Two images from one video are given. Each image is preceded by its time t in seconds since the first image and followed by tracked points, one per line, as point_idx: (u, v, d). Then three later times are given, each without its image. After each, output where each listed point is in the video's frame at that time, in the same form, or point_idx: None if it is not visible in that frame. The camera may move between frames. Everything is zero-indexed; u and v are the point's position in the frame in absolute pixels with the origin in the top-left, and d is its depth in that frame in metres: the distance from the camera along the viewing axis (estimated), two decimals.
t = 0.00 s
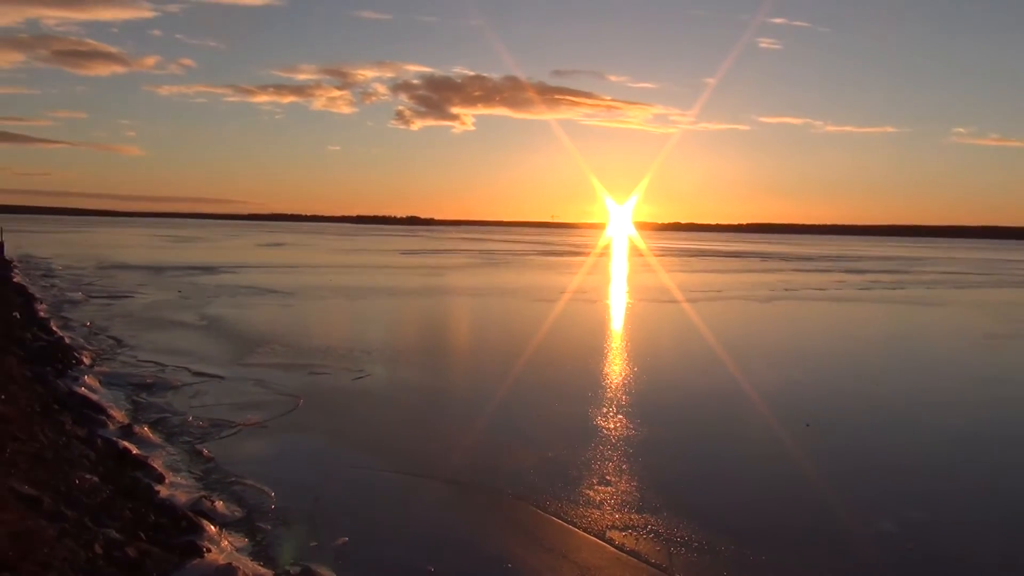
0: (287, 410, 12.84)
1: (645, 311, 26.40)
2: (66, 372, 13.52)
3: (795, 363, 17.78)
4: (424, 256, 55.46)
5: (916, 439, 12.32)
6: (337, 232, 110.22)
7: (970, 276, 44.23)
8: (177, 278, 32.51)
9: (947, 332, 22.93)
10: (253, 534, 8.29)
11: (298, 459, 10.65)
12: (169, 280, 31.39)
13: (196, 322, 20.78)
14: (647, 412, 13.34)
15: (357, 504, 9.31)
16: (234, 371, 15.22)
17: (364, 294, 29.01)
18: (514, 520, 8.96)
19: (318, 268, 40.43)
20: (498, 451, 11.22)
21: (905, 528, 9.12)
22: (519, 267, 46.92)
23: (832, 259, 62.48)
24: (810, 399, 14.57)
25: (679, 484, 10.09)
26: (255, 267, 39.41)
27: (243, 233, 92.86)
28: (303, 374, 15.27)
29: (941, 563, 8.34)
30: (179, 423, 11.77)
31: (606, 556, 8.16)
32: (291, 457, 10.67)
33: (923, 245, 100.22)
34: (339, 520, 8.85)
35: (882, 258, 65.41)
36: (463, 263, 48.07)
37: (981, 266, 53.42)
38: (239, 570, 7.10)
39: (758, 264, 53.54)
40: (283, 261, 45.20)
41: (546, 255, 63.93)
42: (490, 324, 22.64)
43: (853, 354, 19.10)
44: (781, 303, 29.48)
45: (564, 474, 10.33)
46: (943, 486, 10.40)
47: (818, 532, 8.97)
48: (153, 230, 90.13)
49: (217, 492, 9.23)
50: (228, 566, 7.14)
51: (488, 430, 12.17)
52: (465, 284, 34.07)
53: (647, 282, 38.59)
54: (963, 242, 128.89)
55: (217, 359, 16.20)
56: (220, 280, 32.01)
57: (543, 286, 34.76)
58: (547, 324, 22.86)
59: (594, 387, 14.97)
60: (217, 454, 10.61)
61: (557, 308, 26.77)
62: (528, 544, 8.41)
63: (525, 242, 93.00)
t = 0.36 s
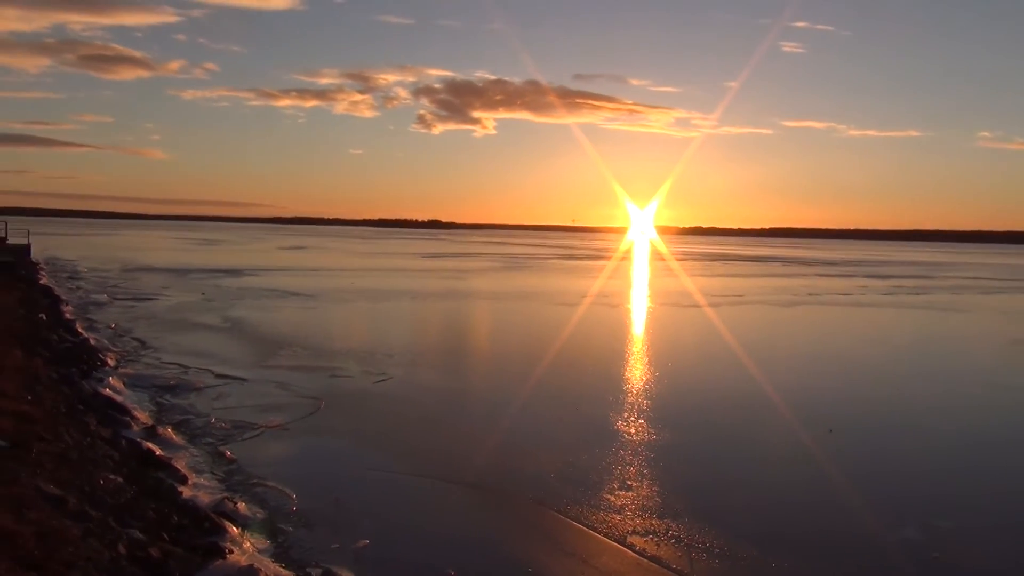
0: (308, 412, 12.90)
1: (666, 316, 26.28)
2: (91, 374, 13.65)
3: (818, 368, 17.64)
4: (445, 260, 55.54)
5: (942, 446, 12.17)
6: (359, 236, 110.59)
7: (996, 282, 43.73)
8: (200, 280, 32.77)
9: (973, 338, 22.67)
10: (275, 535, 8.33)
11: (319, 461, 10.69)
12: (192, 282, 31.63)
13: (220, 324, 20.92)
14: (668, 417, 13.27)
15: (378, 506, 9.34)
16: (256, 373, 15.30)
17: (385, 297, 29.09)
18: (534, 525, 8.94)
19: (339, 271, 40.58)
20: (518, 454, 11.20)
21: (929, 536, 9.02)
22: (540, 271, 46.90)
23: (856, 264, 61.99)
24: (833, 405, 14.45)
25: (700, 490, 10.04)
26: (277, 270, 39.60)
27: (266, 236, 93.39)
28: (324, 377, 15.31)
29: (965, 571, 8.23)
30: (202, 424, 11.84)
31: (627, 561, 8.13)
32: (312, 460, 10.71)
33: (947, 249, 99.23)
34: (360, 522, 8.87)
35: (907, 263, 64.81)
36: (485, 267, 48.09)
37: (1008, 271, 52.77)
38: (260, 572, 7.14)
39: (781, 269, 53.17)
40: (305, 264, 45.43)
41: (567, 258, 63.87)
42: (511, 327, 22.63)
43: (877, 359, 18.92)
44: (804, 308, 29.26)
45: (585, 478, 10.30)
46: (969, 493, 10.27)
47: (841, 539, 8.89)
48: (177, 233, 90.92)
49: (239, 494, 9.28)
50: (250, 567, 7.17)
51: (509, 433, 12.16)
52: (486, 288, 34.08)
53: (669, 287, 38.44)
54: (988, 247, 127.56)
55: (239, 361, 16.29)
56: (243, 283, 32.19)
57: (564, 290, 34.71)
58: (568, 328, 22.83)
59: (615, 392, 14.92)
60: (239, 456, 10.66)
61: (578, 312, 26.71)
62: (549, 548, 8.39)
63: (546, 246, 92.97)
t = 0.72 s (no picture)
0: (333, 415, 12.95)
1: (692, 321, 26.14)
2: (119, 375, 13.80)
3: (846, 375, 17.46)
4: (470, 263, 55.63)
5: (972, 454, 11.99)
6: (385, 239, 111.02)
7: None
8: (227, 283, 33.03)
9: (1005, 345, 22.34)
10: (300, 537, 8.37)
11: (344, 464, 10.72)
12: (219, 285, 31.91)
13: (246, 326, 21.08)
14: (694, 423, 13.19)
15: (402, 509, 9.36)
16: (282, 375, 15.40)
17: (411, 300, 29.19)
18: (558, 529, 8.92)
19: (365, 274, 40.77)
20: (542, 459, 11.18)
21: (958, 546, 8.89)
22: (565, 275, 46.83)
23: (885, 269, 61.33)
24: (861, 412, 14.29)
25: (725, 496, 9.96)
26: (304, 273, 39.86)
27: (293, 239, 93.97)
28: (350, 380, 15.38)
29: None
30: (229, 426, 11.93)
31: (651, 567, 8.09)
32: (337, 462, 10.75)
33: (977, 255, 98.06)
34: (384, 525, 8.89)
35: (936, 269, 64.06)
36: (510, 271, 48.09)
37: None
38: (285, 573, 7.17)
39: (808, 274, 52.72)
40: (331, 267, 45.68)
41: (593, 263, 63.76)
42: (536, 331, 22.62)
43: (907, 366, 18.70)
44: (832, 314, 28.98)
45: (609, 483, 10.27)
46: (999, 503, 10.11)
47: (869, 548, 8.77)
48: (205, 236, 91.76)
49: (265, 495, 9.33)
50: (275, 569, 7.21)
51: (534, 438, 12.13)
52: (511, 292, 34.08)
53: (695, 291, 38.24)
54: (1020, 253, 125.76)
55: (266, 363, 16.40)
56: (269, 286, 32.42)
57: (589, 294, 34.64)
58: (593, 333, 22.77)
59: (640, 397, 14.85)
60: (265, 457, 10.73)
61: (603, 317, 26.65)
62: (573, 553, 8.36)
63: (570, 250, 92.82)
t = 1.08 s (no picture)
0: (359, 417, 13.01)
1: (718, 326, 26.00)
2: (149, 376, 13.94)
3: (875, 381, 17.29)
4: (496, 267, 55.68)
5: (1005, 462, 11.81)
6: (410, 242, 111.38)
7: None
8: (256, 286, 33.28)
9: None
10: (326, 538, 8.41)
11: (370, 466, 10.79)
12: (248, 287, 32.15)
13: (273, 329, 21.23)
14: (720, 428, 13.11)
15: (428, 512, 9.38)
16: (309, 377, 15.49)
17: (437, 304, 29.27)
18: (583, 534, 8.91)
19: (391, 278, 40.93)
20: (568, 463, 11.17)
21: (990, 555, 8.77)
22: (591, 279, 46.73)
23: (915, 275, 60.65)
24: (891, 418, 14.15)
25: (753, 503, 9.89)
26: (330, 276, 40.11)
27: (320, 242, 94.62)
28: (376, 382, 15.46)
29: None
30: (256, 427, 12.02)
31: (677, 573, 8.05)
32: (363, 464, 10.81)
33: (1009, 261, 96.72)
34: (410, 528, 8.92)
35: (968, 274, 63.22)
36: (536, 275, 48.08)
37: None
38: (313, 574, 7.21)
39: (837, 279, 52.24)
40: (358, 270, 45.88)
41: (619, 267, 63.56)
42: (562, 335, 22.60)
43: (938, 372, 18.48)
44: (861, 320, 28.69)
45: (635, 488, 10.23)
46: None
47: (898, 557, 8.67)
48: (234, 239, 92.55)
49: (292, 496, 9.39)
50: (302, 570, 7.26)
51: (558, 442, 12.13)
52: (537, 295, 34.08)
53: (722, 296, 38.03)
54: None
55: (293, 365, 16.53)
56: (296, 289, 32.62)
57: (615, 298, 34.55)
58: (619, 337, 22.72)
59: (666, 402, 14.80)
60: (292, 459, 10.80)
61: (629, 321, 26.55)
62: (598, 558, 8.34)
63: (598, 255, 92.57)
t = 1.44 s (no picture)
0: (390, 420, 13.07)
1: (750, 330, 25.78)
2: (183, 379, 14.08)
3: (910, 386, 17.05)
4: (526, 270, 55.64)
5: None
6: (440, 246, 111.89)
7: None
8: (288, 289, 33.53)
9: None
10: (357, 541, 8.44)
11: (401, 469, 10.82)
12: (280, 291, 32.43)
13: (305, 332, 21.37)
14: (752, 433, 12.99)
15: (459, 516, 9.38)
16: (340, 381, 15.57)
17: (467, 307, 29.32)
18: (614, 538, 8.86)
19: (422, 282, 41.06)
20: (598, 468, 11.12)
21: None
22: (621, 283, 46.57)
23: (951, 278, 59.77)
24: (926, 424, 13.93)
25: (786, 509, 9.79)
26: (361, 280, 40.30)
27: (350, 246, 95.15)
28: (406, 386, 15.51)
29: None
30: (289, 430, 12.11)
31: None
32: (394, 467, 10.85)
33: None
34: (440, 531, 8.93)
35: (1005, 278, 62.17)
36: (566, 279, 47.99)
37: None
38: None
39: (871, 283, 51.62)
40: (388, 274, 46.08)
41: (650, 270, 63.25)
42: (592, 339, 22.53)
43: (975, 378, 18.18)
44: (896, 324, 28.29)
45: (667, 493, 10.16)
46: None
47: (934, 564, 8.53)
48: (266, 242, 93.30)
49: (323, 499, 9.44)
50: (333, 572, 7.29)
51: (589, 446, 12.08)
52: (567, 299, 34.01)
53: (754, 300, 37.73)
54: None
55: (324, 368, 16.63)
56: (328, 292, 32.83)
57: (646, 302, 34.39)
58: (649, 341, 22.60)
59: (697, 406, 14.70)
60: (323, 461, 10.87)
61: (660, 324, 26.40)
62: (629, 563, 8.30)
63: (628, 259, 92.15)
